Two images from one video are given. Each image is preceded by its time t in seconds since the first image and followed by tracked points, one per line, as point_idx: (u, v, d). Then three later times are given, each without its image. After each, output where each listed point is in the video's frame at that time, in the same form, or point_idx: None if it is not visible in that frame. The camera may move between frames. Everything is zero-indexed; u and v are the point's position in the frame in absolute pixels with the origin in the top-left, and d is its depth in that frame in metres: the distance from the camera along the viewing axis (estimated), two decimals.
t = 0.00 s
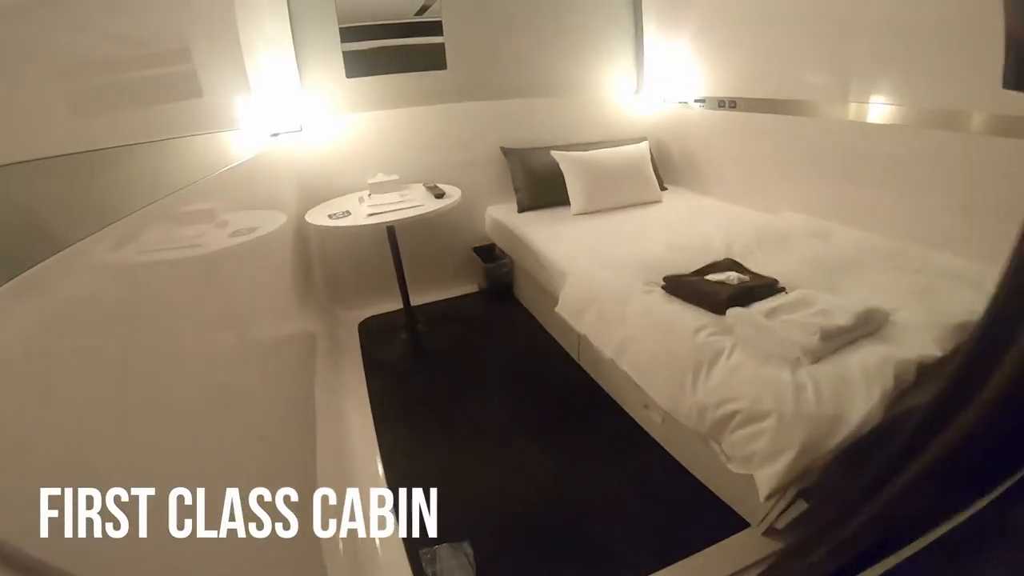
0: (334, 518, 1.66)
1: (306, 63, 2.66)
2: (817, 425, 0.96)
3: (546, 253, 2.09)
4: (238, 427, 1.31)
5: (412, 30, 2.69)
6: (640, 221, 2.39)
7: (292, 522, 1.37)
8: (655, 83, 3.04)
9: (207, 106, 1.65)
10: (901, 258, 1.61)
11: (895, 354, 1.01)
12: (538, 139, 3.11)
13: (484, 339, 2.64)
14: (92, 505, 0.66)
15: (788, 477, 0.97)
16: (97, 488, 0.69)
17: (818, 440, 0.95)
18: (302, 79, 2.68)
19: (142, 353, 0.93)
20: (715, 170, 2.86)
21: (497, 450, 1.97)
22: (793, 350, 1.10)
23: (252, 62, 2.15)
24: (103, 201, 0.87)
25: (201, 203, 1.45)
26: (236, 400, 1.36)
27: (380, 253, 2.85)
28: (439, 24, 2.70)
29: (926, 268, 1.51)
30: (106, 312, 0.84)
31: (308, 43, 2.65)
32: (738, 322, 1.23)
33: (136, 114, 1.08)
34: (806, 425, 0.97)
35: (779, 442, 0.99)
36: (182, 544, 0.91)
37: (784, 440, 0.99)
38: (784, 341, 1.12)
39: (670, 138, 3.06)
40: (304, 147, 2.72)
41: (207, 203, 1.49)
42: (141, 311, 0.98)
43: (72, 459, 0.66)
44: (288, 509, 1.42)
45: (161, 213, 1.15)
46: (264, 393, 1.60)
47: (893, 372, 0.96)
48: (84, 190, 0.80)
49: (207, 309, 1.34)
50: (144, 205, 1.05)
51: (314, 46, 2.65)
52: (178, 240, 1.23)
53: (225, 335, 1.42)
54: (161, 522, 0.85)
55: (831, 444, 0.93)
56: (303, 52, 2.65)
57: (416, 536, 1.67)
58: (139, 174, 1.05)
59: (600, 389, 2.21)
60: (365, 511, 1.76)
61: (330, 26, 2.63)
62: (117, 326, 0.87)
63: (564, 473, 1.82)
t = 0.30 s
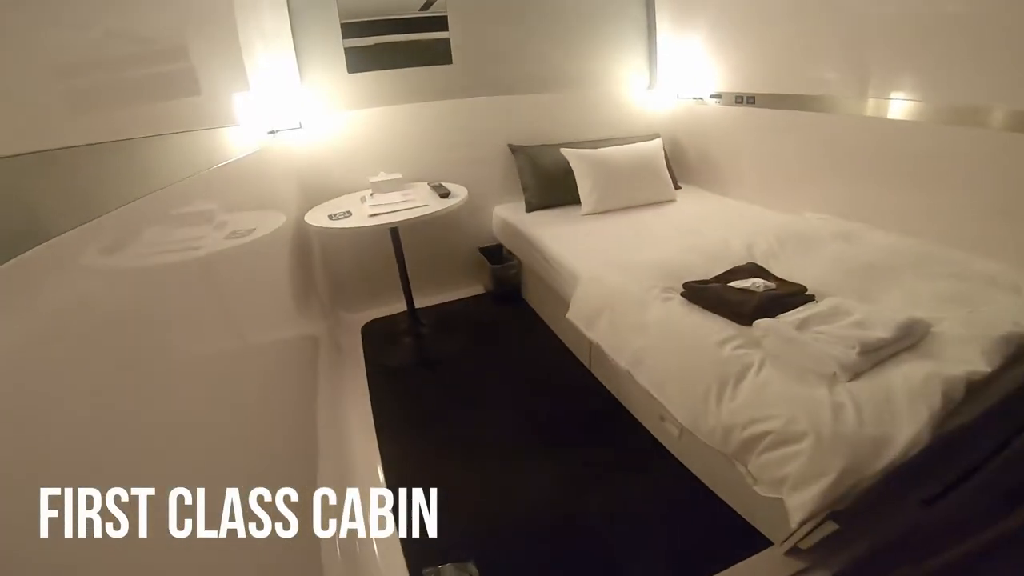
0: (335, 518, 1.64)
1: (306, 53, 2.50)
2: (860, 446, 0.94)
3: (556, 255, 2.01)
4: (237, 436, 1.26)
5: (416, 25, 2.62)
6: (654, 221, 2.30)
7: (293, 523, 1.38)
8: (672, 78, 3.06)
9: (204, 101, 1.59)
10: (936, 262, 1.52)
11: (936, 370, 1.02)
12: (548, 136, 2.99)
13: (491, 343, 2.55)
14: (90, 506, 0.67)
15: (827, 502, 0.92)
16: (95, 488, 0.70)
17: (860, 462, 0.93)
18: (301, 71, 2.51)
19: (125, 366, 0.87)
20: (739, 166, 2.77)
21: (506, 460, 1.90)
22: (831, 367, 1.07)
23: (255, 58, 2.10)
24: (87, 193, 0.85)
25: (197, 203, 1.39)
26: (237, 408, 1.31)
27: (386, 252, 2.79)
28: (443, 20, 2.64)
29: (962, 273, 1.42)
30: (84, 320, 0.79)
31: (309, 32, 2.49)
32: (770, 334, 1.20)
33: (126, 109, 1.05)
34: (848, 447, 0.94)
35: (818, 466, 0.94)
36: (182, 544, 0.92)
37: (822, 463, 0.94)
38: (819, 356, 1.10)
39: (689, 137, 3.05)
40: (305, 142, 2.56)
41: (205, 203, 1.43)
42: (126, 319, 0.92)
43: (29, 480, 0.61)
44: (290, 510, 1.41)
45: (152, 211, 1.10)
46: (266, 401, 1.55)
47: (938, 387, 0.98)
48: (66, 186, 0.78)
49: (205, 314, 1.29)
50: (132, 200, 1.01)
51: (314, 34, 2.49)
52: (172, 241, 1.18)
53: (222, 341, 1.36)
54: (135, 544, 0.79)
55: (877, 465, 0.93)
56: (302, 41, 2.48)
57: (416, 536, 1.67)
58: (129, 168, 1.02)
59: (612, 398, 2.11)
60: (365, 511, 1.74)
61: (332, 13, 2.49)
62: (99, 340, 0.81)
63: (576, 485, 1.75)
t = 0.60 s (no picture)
0: (334, 518, 1.61)
1: (305, 47, 2.42)
2: (899, 460, 0.89)
3: (564, 252, 1.95)
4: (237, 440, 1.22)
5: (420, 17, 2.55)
6: (666, 215, 2.22)
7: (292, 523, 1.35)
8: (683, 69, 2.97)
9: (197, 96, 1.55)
10: (967, 258, 1.44)
11: (978, 376, 0.96)
12: (555, 129, 2.91)
13: (498, 342, 2.48)
14: (92, 506, 0.70)
15: (861, 519, 0.88)
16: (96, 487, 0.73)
17: (900, 477, 0.88)
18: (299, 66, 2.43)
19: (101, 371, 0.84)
20: (753, 158, 2.68)
21: (512, 464, 1.83)
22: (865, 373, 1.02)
23: (252, 51, 2.03)
24: (62, 186, 0.83)
25: (190, 201, 1.35)
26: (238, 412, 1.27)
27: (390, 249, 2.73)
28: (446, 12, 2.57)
29: (997, 269, 1.35)
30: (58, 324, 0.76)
31: (308, 25, 2.41)
32: (799, 338, 1.15)
33: (100, 105, 1.02)
34: (885, 461, 0.89)
35: (853, 479, 0.90)
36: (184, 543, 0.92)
37: (855, 477, 0.90)
38: (852, 362, 1.05)
39: (700, 126, 2.96)
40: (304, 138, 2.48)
41: (197, 201, 1.39)
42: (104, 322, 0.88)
43: (29, 480, 0.65)
44: (289, 511, 1.38)
45: (134, 210, 1.07)
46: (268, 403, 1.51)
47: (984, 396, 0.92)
48: (37, 181, 0.77)
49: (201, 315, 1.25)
50: (107, 198, 0.97)
51: (314, 28, 2.42)
52: (158, 241, 1.13)
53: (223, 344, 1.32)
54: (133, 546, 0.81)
55: (917, 480, 0.88)
56: (301, 33, 2.40)
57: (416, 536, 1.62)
58: (103, 162, 0.99)
59: (625, 401, 2.03)
60: (365, 511, 1.70)
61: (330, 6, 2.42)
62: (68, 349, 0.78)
63: (587, 490, 1.69)
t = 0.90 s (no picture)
0: (335, 518, 1.64)
1: (290, 40, 2.35)
2: (923, 479, 0.86)
3: (563, 249, 1.89)
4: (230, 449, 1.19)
5: (412, 7, 2.48)
6: (668, 209, 2.15)
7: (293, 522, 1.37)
8: (686, 58, 2.90)
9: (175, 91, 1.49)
10: (990, 253, 1.37)
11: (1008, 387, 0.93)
12: (554, 121, 2.84)
13: (497, 342, 2.42)
14: (91, 506, 0.70)
15: (877, 539, 0.86)
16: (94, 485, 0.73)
17: (922, 496, 0.85)
18: (285, 60, 2.37)
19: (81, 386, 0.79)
20: (758, 148, 2.60)
21: (510, 470, 1.77)
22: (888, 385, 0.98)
23: (232, 46, 1.98)
24: (37, 183, 0.80)
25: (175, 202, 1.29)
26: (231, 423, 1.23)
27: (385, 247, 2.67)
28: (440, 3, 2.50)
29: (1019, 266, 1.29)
30: (35, 334, 0.71)
31: (293, 17, 2.34)
32: (809, 343, 1.09)
33: (74, 103, 0.98)
34: (908, 481, 0.86)
35: (871, 499, 0.87)
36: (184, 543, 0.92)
37: (874, 497, 0.87)
38: (871, 371, 1.00)
39: (703, 117, 2.88)
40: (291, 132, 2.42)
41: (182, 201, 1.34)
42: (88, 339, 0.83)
43: (30, 481, 0.64)
44: (291, 511, 1.41)
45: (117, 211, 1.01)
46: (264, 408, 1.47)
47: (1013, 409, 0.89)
48: (24, 175, 0.78)
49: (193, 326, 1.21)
50: (98, 188, 0.96)
51: (299, 20, 2.35)
52: (145, 245, 1.08)
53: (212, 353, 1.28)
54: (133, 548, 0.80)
55: (940, 498, 0.86)
56: (285, 26, 2.33)
57: (415, 536, 1.60)
58: (79, 161, 0.94)
59: (627, 406, 1.96)
60: (366, 510, 1.70)
61: None
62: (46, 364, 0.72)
63: (588, 498, 1.62)
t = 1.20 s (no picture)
0: (335, 518, 1.63)
1: (260, 32, 2.27)
2: (930, 492, 0.81)
3: (550, 243, 1.83)
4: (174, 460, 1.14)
5: None
6: (658, 200, 2.09)
7: (292, 522, 1.52)
8: (676, 45, 2.83)
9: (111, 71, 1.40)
10: (995, 245, 1.32)
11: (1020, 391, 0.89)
12: (541, 112, 2.77)
13: (486, 341, 2.36)
14: (92, 507, 0.86)
15: (879, 556, 0.81)
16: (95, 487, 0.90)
17: (931, 511, 0.81)
18: (257, 53, 2.29)
19: (34, 396, 0.85)
20: (751, 135, 2.54)
21: (497, 475, 1.71)
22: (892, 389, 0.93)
23: (196, 39, 1.93)
24: None
25: (113, 205, 1.23)
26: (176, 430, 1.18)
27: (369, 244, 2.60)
28: None
29: None
30: (27, 345, 0.86)
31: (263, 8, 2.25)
32: (808, 345, 1.06)
33: (21, 107, 1.02)
34: (914, 495, 0.81)
35: (872, 516, 0.82)
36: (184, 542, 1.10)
37: (878, 513, 0.82)
38: (873, 375, 0.96)
39: (695, 105, 2.81)
40: (266, 128, 2.34)
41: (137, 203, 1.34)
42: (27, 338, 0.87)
43: (32, 486, 0.79)
44: (290, 511, 1.55)
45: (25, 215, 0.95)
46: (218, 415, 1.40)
47: None
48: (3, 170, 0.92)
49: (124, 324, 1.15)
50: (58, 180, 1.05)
51: (271, 11, 2.27)
52: (66, 249, 1.03)
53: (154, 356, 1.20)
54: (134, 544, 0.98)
55: (949, 512, 0.81)
56: (255, 18, 2.25)
57: (416, 536, 1.56)
58: (38, 164, 1.02)
59: (621, 405, 1.90)
60: (366, 510, 1.67)
61: None
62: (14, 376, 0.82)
63: (575, 504, 1.57)
